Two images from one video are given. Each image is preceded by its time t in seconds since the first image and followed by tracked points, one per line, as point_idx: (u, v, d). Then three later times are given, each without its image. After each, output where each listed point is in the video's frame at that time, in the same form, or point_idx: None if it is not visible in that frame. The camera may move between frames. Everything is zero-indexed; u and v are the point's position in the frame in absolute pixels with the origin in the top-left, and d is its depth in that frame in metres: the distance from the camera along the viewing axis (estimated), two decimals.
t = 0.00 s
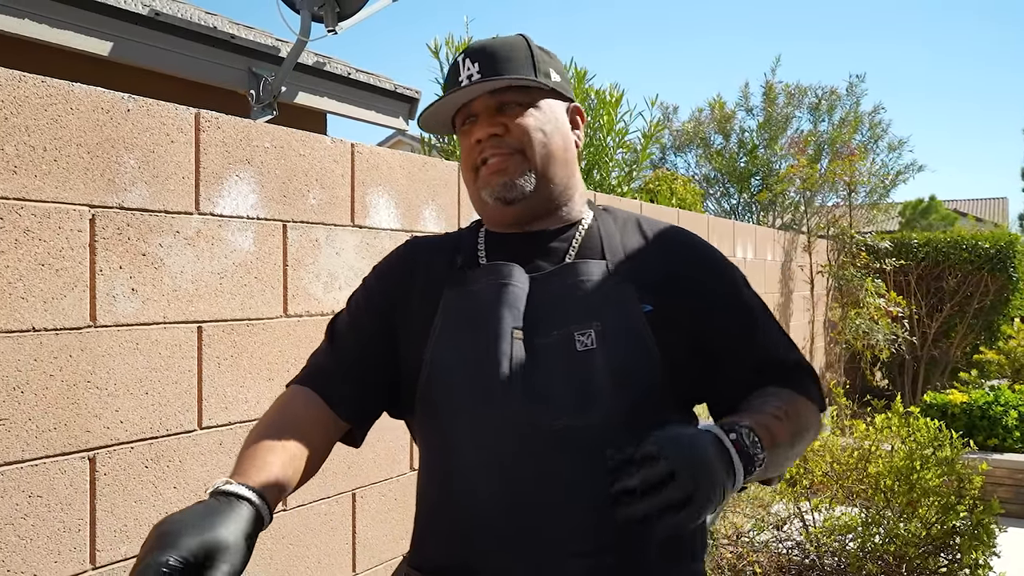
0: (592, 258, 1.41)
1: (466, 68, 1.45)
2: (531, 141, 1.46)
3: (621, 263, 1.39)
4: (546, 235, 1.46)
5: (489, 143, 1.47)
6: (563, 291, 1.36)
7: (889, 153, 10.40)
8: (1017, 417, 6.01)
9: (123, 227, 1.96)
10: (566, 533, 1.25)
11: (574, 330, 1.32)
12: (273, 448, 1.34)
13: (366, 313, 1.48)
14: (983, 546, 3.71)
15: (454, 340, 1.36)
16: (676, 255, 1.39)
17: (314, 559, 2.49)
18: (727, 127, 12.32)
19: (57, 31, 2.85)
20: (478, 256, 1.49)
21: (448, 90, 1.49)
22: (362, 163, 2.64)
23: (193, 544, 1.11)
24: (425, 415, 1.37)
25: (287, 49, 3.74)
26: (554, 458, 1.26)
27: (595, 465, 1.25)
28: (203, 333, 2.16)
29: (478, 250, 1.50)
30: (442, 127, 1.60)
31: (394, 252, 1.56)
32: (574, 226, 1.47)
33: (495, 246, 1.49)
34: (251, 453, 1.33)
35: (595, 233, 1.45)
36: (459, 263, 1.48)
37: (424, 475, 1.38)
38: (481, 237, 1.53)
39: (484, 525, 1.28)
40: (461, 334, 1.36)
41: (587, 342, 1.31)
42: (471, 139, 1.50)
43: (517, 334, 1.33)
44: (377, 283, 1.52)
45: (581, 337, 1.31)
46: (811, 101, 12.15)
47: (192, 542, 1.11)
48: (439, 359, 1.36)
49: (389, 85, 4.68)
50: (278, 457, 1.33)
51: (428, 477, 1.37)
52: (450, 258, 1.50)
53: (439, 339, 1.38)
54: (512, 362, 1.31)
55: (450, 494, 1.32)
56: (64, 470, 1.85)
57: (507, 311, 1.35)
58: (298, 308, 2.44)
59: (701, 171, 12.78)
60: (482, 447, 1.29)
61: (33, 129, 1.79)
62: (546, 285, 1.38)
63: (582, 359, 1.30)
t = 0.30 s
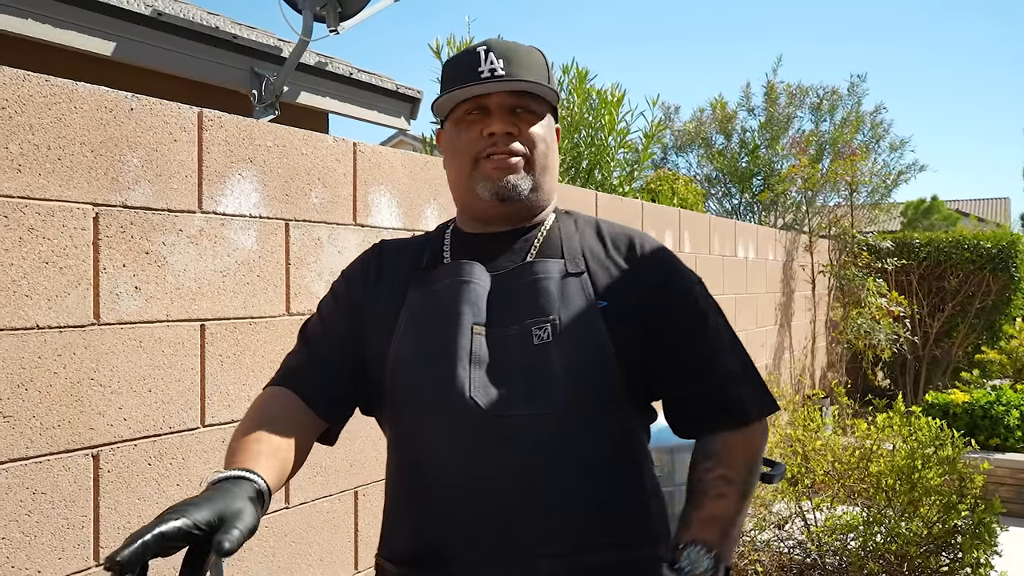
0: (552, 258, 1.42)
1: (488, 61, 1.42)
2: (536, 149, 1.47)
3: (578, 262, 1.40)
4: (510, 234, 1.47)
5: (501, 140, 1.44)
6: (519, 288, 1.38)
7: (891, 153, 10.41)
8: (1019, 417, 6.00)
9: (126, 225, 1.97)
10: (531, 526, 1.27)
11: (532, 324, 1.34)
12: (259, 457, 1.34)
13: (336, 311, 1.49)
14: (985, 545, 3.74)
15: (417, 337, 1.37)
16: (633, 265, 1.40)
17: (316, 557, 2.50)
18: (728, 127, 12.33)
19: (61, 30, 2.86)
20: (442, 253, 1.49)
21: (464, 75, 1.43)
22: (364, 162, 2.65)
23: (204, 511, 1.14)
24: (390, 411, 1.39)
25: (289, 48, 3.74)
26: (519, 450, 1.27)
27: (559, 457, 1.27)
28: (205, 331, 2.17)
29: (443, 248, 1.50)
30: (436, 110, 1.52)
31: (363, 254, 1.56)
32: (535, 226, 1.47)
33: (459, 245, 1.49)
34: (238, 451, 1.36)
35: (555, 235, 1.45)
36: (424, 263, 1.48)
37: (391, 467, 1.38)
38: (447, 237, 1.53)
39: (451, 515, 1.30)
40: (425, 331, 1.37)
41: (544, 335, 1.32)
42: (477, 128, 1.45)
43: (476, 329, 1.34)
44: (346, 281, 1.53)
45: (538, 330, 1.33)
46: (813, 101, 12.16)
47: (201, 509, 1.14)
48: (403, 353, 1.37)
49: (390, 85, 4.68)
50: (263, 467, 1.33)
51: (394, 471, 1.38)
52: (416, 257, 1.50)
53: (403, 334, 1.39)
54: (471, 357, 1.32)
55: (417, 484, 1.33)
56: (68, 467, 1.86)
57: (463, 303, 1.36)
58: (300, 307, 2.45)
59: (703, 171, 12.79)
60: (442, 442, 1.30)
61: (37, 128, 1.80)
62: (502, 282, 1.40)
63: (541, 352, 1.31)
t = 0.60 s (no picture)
0: (553, 264, 1.43)
1: (508, 68, 1.43)
2: (547, 160, 1.49)
3: (579, 268, 1.41)
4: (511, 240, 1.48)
5: (517, 149, 1.45)
6: (519, 293, 1.38)
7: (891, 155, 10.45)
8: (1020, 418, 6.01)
9: (135, 226, 1.98)
10: (532, 526, 1.28)
11: (534, 328, 1.35)
12: (261, 455, 1.35)
13: (333, 314, 1.51)
14: (987, 546, 3.73)
15: (418, 340, 1.38)
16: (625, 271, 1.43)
17: (322, 557, 2.51)
18: (729, 128, 12.35)
19: (67, 32, 2.86)
20: (442, 258, 1.49)
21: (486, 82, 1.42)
22: (370, 164, 2.66)
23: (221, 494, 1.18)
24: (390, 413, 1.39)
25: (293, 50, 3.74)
26: (522, 450, 1.28)
27: (559, 459, 1.29)
28: (214, 332, 2.18)
29: (442, 252, 1.50)
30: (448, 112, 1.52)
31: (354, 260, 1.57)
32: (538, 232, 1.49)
33: (459, 250, 1.50)
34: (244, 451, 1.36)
35: (555, 241, 1.47)
36: (423, 268, 1.48)
37: (392, 471, 1.38)
38: (444, 241, 1.53)
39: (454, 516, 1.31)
40: (426, 333, 1.38)
41: (547, 340, 1.33)
42: (494, 134, 1.45)
43: (477, 333, 1.35)
44: (343, 286, 1.53)
45: (541, 335, 1.34)
46: (814, 102, 12.16)
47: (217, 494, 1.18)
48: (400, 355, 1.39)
49: (393, 86, 4.69)
50: (267, 466, 1.34)
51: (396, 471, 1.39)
52: (414, 263, 1.50)
53: (403, 338, 1.40)
54: (472, 360, 1.33)
55: (418, 484, 1.34)
56: (78, 467, 1.87)
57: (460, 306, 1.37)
58: (307, 308, 2.46)
59: (704, 171, 12.79)
60: (443, 443, 1.30)
61: (48, 129, 1.81)
62: (503, 287, 1.40)
63: (543, 358, 1.33)
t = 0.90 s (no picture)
0: (551, 234, 1.72)
1: (518, 44, 1.69)
2: (539, 135, 1.72)
3: (575, 240, 1.72)
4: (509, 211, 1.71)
5: (512, 121, 1.68)
6: (529, 265, 1.68)
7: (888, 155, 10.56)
8: None
9: (148, 230, 1.99)
10: (527, 478, 1.72)
11: (536, 299, 1.66)
12: (281, 460, 1.74)
13: (352, 312, 1.79)
14: (992, 547, 3.78)
15: (426, 319, 1.68)
16: (620, 241, 1.76)
17: (332, 558, 2.52)
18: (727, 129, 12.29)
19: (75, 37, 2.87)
20: (438, 223, 1.74)
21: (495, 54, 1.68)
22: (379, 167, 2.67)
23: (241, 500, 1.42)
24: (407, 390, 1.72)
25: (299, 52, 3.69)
26: (524, 414, 1.68)
27: (559, 426, 1.69)
28: (224, 335, 2.19)
29: (439, 218, 1.74)
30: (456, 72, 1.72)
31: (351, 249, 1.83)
32: (529, 206, 1.74)
33: (453, 214, 1.74)
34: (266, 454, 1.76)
35: (547, 215, 1.75)
36: (419, 229, 1.74)
37: (454, 425, 1.70)
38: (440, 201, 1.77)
39: (467, 467, 1.72)
40: (427, 308, 1.68)
41: (547, 309, 1.66)
42: (493, 106, 1.67)
43: (480, 299, 1.65)
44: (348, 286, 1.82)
45: (541, 304, 1.66)
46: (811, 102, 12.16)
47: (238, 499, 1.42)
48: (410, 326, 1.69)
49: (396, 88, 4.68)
50: (286, 468, 1.72)
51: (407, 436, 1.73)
52: (410, 220, 1.76)
53: (411, 306, 1.69)
54: (476, 327, 1.65)
55: (437, 454, 1.73)
56: (91, 470, 1.88)
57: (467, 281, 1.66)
58: (316, 311, 2.47)
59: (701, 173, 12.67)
60: (461, 414, 1.69)
61: (61, 131, 1.82)
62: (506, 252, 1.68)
63: (545, 322, 1.66)
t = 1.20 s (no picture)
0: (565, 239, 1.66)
1: (547, 47, 1.61)
2: (561, 142, 1.65)
3: (589, 247, 1.67)
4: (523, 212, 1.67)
5: (535, 128, 1.61)
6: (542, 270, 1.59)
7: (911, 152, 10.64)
8: None
9: (156, 229, 2.13)
10: (542, 487, 1.54)
11: (552, 305, 1.57)
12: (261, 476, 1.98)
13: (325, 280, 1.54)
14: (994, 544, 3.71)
15: (441, 310, 1.50)
16: (630, 243, 1.72)
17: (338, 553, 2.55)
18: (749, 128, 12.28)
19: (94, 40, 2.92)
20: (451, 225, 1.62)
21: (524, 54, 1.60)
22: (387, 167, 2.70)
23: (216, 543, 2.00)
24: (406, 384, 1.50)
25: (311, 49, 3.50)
26: (545, 422, 1.53)
27: (576, 431, 1.55)
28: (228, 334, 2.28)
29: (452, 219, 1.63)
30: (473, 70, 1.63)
31: (323, 233, 1.66)
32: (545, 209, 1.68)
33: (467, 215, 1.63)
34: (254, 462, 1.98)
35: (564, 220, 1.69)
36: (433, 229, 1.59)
37: (470, 427, 1.51)
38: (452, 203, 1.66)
39: (488, 484, 1.53)
40: (444, 303, 1.51)
41: (564, 316, 1.57)
42: (518, 111, 1.60)
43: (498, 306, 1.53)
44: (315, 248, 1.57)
45: (558, 311, 1.57)
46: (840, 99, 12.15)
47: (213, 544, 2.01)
48: (423, 332, 1.49)
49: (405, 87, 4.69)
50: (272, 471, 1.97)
51: (417, 452, 1.51)
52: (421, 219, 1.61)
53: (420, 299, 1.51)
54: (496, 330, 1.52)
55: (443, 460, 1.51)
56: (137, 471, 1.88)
57: (485, 285, 1.53)
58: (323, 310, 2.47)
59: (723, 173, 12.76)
60: (475, 416, 1.51)
61: (70, 131, 1.98)
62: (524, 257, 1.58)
63: (559, 330, 1.56)
